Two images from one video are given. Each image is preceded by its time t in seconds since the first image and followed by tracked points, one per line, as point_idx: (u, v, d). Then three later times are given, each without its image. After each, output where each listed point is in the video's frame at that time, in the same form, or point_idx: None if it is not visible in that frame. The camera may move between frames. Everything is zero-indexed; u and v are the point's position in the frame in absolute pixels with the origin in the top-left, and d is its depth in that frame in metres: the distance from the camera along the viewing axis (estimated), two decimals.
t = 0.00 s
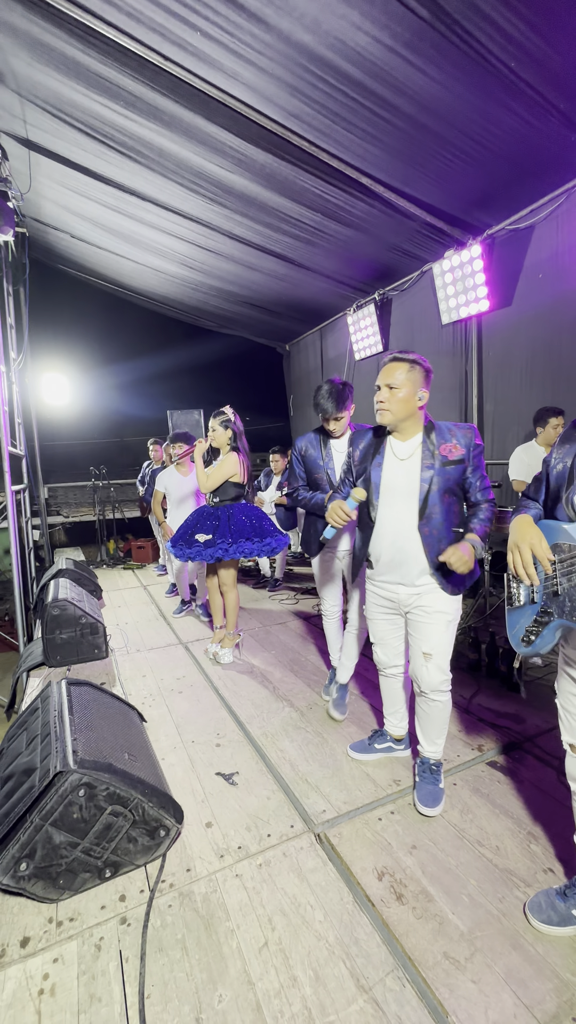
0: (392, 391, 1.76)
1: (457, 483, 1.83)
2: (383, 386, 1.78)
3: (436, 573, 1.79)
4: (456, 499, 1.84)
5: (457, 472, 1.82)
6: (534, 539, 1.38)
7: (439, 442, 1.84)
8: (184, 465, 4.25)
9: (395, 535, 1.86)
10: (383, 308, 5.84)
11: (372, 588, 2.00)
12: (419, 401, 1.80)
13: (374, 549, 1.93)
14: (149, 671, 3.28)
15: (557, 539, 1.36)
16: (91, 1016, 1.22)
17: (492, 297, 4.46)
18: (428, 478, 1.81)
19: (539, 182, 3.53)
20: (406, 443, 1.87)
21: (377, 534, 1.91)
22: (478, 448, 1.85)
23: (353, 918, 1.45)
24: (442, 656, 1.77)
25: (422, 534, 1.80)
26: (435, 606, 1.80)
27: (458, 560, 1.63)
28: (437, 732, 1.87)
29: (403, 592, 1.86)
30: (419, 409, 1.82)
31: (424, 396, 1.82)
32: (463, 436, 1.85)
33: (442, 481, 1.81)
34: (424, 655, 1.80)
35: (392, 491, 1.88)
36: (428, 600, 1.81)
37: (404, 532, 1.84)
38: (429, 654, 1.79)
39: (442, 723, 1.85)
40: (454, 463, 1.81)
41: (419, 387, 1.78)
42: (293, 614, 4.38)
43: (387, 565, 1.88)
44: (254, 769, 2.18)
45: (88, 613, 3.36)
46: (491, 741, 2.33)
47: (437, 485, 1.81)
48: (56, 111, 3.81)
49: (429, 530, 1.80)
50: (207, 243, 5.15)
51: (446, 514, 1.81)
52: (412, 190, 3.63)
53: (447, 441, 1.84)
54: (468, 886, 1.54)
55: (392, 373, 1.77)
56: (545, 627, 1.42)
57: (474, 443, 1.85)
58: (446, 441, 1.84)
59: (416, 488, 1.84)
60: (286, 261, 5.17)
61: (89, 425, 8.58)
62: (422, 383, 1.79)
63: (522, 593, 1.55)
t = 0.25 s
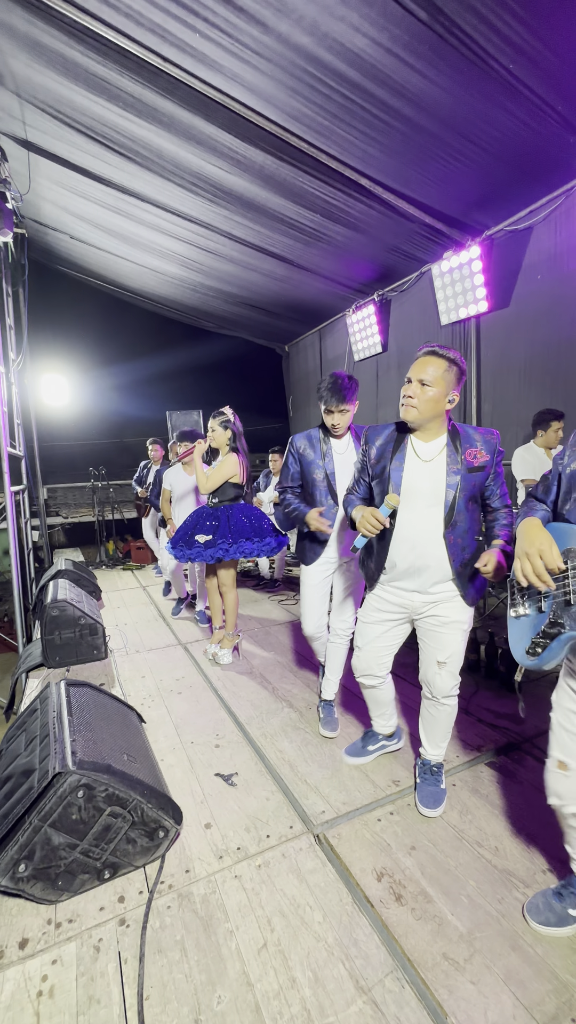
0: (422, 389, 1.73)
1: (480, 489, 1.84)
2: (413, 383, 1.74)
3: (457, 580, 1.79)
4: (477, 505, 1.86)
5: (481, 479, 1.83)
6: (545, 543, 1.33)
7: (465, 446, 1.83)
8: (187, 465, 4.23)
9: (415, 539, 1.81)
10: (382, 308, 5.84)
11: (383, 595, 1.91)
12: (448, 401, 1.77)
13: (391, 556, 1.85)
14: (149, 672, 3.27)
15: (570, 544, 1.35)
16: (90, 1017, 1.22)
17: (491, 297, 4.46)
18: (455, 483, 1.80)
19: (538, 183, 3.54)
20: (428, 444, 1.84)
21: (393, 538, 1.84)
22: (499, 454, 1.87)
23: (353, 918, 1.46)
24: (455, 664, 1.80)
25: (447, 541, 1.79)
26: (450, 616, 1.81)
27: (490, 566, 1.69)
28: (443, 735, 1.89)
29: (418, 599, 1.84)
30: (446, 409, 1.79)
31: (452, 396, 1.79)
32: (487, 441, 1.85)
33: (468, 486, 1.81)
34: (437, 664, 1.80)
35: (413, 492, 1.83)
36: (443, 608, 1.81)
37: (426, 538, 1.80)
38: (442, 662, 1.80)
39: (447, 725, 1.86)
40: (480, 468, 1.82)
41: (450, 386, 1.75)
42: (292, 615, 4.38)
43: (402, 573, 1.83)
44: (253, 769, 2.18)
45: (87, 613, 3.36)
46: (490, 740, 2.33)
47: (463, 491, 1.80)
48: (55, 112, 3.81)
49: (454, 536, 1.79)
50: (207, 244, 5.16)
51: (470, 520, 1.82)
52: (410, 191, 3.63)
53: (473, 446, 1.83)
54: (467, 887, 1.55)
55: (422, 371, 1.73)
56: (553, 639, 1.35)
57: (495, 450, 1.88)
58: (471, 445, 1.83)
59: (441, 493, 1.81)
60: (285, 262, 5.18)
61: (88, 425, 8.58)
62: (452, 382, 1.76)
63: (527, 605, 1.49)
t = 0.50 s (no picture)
0: (416, 382, 1.71)
1: (476, 488, 1.77)
2: (407, 377, 1.73)
3: (442, 581, 1.75)
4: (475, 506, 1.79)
5: (477, 478, 1.77)
6: (546, 555, 1.18)
7: (460, 444, 1.79)
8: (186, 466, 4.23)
9: (408, 543, 1.81)
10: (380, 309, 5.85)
11: (382, 597, 1.91)
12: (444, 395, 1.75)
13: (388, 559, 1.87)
14: (147, 672, 3.27)
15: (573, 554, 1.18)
16: (88, 1018, 1.22)
17: (489, 298, 4.47)
18: (443, 481, 1.77)
19: (535, 185, 3.56)
20: (424, 442, 1.82)
21: (388, 542, 1.86)
22: (503, 453, 1.78)
23: (351, 918, 1.46)
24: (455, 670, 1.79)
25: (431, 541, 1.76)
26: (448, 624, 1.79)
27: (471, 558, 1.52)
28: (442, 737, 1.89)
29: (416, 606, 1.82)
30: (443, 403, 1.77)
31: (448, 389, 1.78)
32: (488, 439, 1.79)
33: (459, 485, 1.76)
34: (434, 670, 1.80)
35: (405, 492, 1.84)
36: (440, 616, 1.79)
37: (415, 541, 1.80)
38: (439, 668, 1.79)
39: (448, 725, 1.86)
40: (474, 467, 1.76)
41: (445, 379, 1.74)
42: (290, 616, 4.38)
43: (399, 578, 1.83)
44: (252, 770, 2.18)
45: (85, 614, 3.36)
46: (488, 741, 2.34)
47: (453, 489, 1.77)
48: (54, 113, 3.81)
49: (440, 536, 1.77)
50: (205, 245, 5.16)
51: (462, 521, 1.77)
52: (409, 192, 3.64)
53: (468, 444, 1.79)
54: (465, 887, 1.55)
55: (416, 364, 1.73)
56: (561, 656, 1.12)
57: (500, 448, 1.78)
58: (467, 442, 1.79)
59: (430, 493, 1.79)
60: (283, 263, 5.19)
61: (86, 426, 8.57)
62: (447, 376, 1.75)
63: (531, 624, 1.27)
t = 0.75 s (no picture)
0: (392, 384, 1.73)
1: (448, 487, 1.75)
2: (384, 379, 1.74)
3: (413, 581, 1.74)
4: (448, 504, 1.76)
5: (447, 476, 1.74)
6: (525, 561, 1.07)
7: (431, 442, 1.78)
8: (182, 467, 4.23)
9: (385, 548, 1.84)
10: (379, 311, 5.87)
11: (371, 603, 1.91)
12: (420, 396, 1.76)
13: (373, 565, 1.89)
14: (145, 674, 3.27)
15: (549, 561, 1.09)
16: (86, 1020, 1.22)
17: (487, 299, 4.47)
18: (414, 481, 1.78)
19: (533, 187, 3.57)
20: (403, 444, 1.84)
21: (372, 548, 1.88)
22: (476, 450, 1.72)
23: (349, 919, 1.46)
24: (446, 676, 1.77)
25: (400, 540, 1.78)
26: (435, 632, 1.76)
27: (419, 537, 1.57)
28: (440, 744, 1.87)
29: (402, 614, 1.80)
30: (420, 403, 1.78)
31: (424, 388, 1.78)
32: (462, 436, 1.75)
33: (428, 484, 1.76)
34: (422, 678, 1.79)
35: (384, 496, 1.86)
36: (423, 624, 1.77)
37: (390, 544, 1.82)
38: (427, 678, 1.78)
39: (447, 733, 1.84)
40: (444, 464, 1.75)
41: (421, 381, 1.75)
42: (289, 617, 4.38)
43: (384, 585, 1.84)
44: (250, 771, 2.18)
45: (84, 615, 3.35)
46: (486, 742, 2.34)
47: (422, 488, 1.76)
48: (52, 114, 3.81)
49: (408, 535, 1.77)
50: (204, 246, 5.16)
51: (431, 520, 1.76)
52: (407, 194, 3.65)
53: (439, 443, 1.77)
54: (463, 887, 1.55)
55: (392, 367, 1.74)
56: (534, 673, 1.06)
57: (474, 446, 1.72)
58: (440, 440, 1.78)
59: (404, 493, 1.80)
60: (282, 264, 5.19)
61: (85, 427, 8.56)
62: (423, 377, 1.75)
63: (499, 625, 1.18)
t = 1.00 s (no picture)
0: (365, 392, 1.74)
1: (433, 489, 1.77)
2: (356, 388, 1.76)
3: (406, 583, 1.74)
4: (435, 505, 1.78)
5: (433, 478, 1.77)
6: (498, 574, 1.09)
7: (414, 445, 1.80)
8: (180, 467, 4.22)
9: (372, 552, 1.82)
10: (377, 311, 5.87)
11: (357, 606, 1.90)
12: (394, 402, 1.78)
13: (359, 569, 1.87)
14: (144, 674, 3.26)
15: (526, 572, 1.08)
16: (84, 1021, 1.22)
17: (486, 299, 4.48)
18: (399, 484, 1.79)
19: (531, 187, 3.57)
20: (381, 451, 1.84)
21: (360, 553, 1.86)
22: (458, 451, 1.77)
23: (348, 919, 1.46)
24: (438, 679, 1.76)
25: (390, 544, 1.77)
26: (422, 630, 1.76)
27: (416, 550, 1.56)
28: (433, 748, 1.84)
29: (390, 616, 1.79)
30: (395, 410, 1.79)
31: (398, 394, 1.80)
32: (442, 437, 1.79)
33: (415, 486, 1.77)
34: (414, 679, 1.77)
35: (368, 502, 1.85)
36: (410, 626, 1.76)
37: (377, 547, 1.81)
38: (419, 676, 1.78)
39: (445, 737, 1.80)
40: (428, 466, 1.77)
41: (393, 388, 1.77)
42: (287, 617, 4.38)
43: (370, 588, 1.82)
44: (249, 771, 2.18)
45: (82, 615, 3.35)
46: (484, 741, 2.34)
47: (409, 491, 1.77)
48: (51, 114, 3.81)
49: (398, 538, 1.77)
50: (203, 246, 5.16)
51: (420, 521, 1.77)
52: (406, 194, 3.65)
53: (422, 446, 1.80)
54: (461, 887, 1.55)
55: (363, 376, 1.76)
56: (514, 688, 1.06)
57: (455, 446, 1.77)
58: (421, 442, 1.80)
59: (389, 498, 1.80)
60: (281, 264, 5.19)
61: (83, 427, 8.55)
62: (395, 384, 1.78)
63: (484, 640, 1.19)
